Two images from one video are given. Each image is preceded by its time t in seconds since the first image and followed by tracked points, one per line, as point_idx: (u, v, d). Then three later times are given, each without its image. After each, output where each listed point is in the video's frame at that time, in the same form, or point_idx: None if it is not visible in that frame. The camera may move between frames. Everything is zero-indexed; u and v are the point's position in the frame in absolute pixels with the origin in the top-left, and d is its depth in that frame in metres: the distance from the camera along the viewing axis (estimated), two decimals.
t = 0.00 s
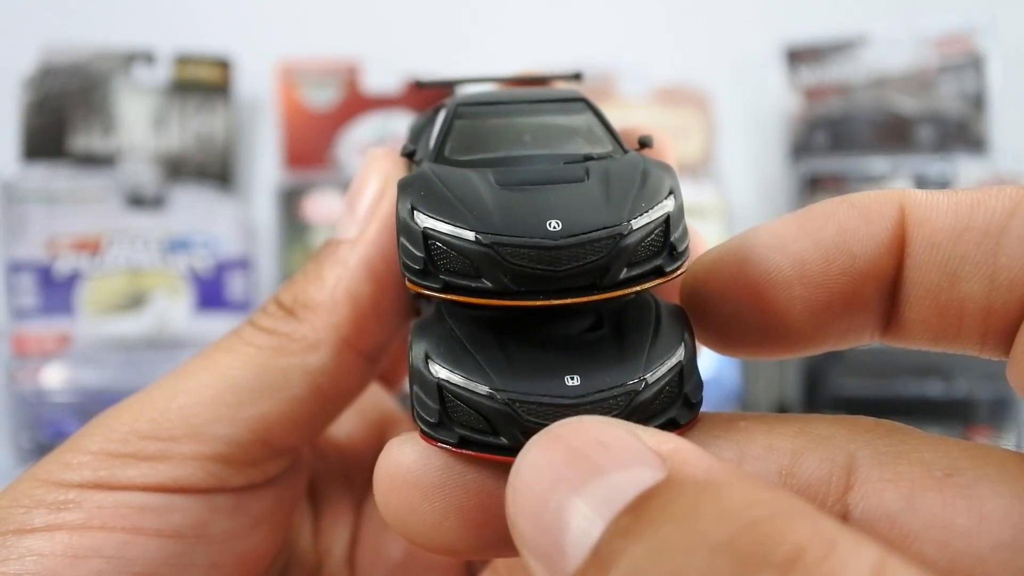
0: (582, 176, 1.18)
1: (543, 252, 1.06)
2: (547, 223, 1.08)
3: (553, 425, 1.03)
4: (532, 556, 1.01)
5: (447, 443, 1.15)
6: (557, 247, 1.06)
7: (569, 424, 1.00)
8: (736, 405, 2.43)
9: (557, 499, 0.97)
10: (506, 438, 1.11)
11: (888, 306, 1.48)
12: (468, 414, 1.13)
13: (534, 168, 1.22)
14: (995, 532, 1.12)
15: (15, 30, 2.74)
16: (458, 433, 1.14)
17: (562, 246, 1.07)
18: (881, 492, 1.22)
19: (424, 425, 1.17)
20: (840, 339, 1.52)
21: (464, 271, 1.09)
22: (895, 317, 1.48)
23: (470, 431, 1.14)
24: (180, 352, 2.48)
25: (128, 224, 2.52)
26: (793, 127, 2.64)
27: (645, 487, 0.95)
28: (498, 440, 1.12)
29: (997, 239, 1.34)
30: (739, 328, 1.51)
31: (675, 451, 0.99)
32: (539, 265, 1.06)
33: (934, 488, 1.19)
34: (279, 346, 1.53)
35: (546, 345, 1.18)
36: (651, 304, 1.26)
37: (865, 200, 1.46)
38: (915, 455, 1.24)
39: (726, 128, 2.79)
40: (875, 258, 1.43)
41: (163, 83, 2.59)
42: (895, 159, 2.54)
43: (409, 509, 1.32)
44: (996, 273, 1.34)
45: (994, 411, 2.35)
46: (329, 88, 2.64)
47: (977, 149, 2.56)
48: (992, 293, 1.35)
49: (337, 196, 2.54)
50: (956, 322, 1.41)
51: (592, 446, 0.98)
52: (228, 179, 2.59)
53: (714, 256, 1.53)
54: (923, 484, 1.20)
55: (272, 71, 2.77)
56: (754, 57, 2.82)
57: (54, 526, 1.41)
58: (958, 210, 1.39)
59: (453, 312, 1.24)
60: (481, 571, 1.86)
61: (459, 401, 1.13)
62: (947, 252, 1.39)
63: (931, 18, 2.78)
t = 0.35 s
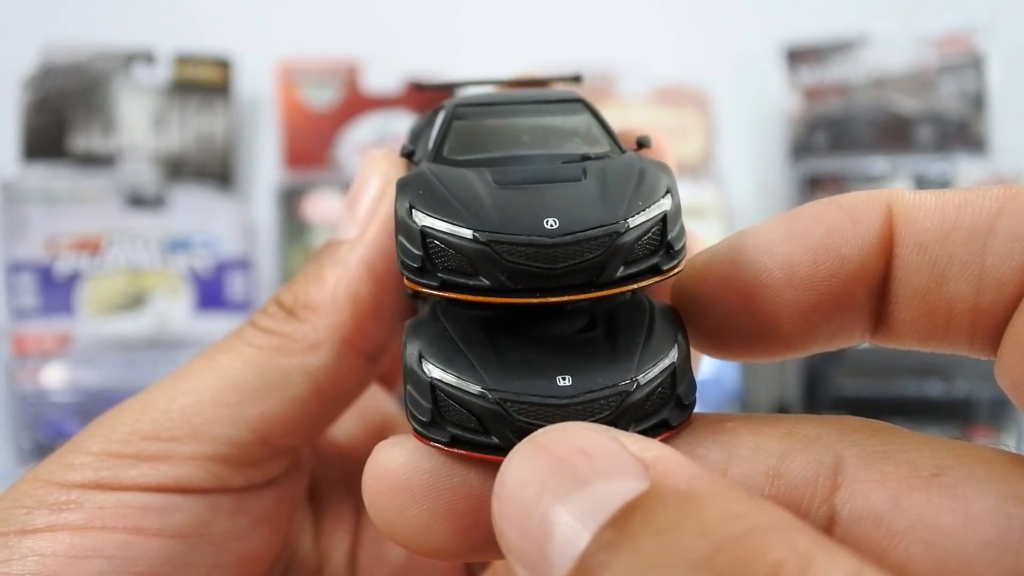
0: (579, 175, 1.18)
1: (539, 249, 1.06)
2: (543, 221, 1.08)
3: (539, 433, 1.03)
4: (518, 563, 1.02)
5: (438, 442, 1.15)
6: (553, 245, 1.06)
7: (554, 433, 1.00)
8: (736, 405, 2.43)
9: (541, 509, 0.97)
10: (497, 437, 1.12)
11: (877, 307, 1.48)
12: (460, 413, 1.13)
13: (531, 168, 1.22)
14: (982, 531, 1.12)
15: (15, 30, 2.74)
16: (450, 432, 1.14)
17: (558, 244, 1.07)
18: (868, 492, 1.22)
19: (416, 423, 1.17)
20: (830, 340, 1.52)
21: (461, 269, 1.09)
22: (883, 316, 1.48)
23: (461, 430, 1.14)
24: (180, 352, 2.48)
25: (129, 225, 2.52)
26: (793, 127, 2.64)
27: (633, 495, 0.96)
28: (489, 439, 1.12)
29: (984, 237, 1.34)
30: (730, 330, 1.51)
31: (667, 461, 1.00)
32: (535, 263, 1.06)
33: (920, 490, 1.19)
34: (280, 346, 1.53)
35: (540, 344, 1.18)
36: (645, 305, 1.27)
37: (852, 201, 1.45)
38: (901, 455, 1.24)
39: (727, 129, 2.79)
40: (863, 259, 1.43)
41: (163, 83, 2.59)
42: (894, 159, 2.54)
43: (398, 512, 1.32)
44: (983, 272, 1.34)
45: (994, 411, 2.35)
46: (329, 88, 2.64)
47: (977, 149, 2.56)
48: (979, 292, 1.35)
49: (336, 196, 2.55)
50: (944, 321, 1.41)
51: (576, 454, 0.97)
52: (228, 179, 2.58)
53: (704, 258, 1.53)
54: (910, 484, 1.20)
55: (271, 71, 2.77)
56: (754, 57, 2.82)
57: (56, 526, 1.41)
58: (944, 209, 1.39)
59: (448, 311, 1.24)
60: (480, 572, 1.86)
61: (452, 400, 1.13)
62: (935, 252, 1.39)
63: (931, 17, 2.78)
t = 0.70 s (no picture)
0: (570, 166, 1.18)
1: (529, 238, 1.07)
2: (533, 210, 1.08)
3: (530, 426, 1.04)
4: (511, 557, 1.03)
5: (431, 436, 1.14)
6: (543, 234, 1.06)
7: (546, 427, 1.00)
8: (736, 404, 2.44)
9: (535, 507, 0.98)
10: (489, 430, 1.11)
11: (885, 322, 1.48)
12: (452, 406, 1.13)
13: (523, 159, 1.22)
14: (989, 537, 1.12)
15: (15, 31, 2.74)
16: (442, 425, 1.14)
17: (548, 232, 1.07)
18: (874, 504, 1.21)
19: (409, 418, 1.16)
20: (840, 357, 1.52)
21: (452, 259, 1.09)
22: (891, 332, 1.48)
23: (453, 424, 1.13)
24: (180, 351, 2.48)
25: (128, 224, 2.52)
26: (793, 127, 2.64)
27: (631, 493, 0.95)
28: (481, 432, 1.12)
29: (988, 250, 1.34)
30: (742, 347, 1.52)
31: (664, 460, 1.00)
32: (526, 252, 1.07)
33: (925, 500, 1.18)
34: (278, 342, 1.53)
35: (531, 337, 1.17)
36: (637, 299, 1.26)
37: (859, 217, 1.46)
38: (904, 466, 1.23)
39: (727, 130, 2.80)
40: (872, 274, 1.44)
41: (162, 83, 2.59)
42: (894, 159, 2.55)
43: (403, 557, 1.29)
44: (988, 283, 1.34)
45: (994, 411, 2.34)
46: (329, 88, 2.64)
47: (977, 149, 2.56)
48: (985, 304, 1.35)
49: (337, 196, 2.55)
50: (951, 334, 1.41)
51: (569, 452, 0.98)
52: (228, 179, 2.59)
53: (712, 276, 1.53)
54: (915, 494, 1.19)
55: (271, 71, 2.77)
56: (754, 58, 2.82)
57: (56, 522, 1.41)
58: (948, 224, 1.39)
59: (441, 306, 1.24)
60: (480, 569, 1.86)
61: (444, 394, 1.13)
62: (940, 265, 1.39)
63: (931, 17, 2.77)
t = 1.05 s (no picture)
0: (574, 172, 1.18)
1: (533, 244, 1.06)
2: (537, 217, 1.08)
3: (532, 428, 1.03)
4: (513, 559, 1.02)
5: (434, 439, 1.14)
6: (546, 240, 1.06)
7: (547, 428, 1.00)
8: (736, 405, 2.44)
9: (538, 507, 0.98)
10: (491, 433, 1.11)
11: (880, 330, 1.49)
12: (455, 409, 1.13)
13: (526, 166, 1.22)
14: (992, 544, 1.12)
15: (14, 30, 2.74)
16: (444, 428, 1.13)
17: (551, 239, 1.06)
18: (878, 514, 1.20)
19: (411, 421, 1.16)
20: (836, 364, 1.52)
21: (456, 265, 1.09)
22: (887, 341, 1.49)
23: (456, 426, 1.13)
24: (180, 351, 2.49)
25: (128, 224, 2.52)
26: (793, 127, 2.64)
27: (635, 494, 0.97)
28: (483, 435, 1.11)
29: (983, 260, 1.34)
30: (738, 352, 1.53)
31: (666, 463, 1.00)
32: (529, 258, 1.06)
33: (929, 509, 1.18)
34: (281, 346, 1.53)
35: (533, 341, 1.18)
36: (638, 303, 1.26)
37: (855, 227, 1.47)
38: (907, 476, 1.23)
39: (727, 130, 2.79)
40: (866, 282, 1.44)
41: (162, 83, 2.59)
42: (894, 159, 2.55)
43: None
44: (984, 292, 1.34)
45: (995, 410, 2.33)
46: (329, 88, 2.64)
47: (977, 149, 2.56)
48: (979, 313, 1.35)
49: (337, 196, 2.55)
50: (946, 343, 1.41)
51: (571, 452, 0.98)
52: (228, 179, 2.59)
53: (710, 281, 1.54)
54: (919, 504, 1.19)
55: (271, 72, 2.77)
56: (755, 58, 2.82)
57: (58, 525, 1.41)
58: (944, 234, 1.40)
59: (444, 311, 1.24)
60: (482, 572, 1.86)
61: (446, 397, 1.13)
62: (936, 275, 1.39)
63: (931, 17, 2.77)
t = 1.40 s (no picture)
0: (579, 181, 1.19)
1: (539, 253, 1.07)
2: (543, 225, 1.09)
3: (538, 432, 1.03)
4: (518, 561, 1.03)
5: (438, 443, 1.14)
6: (552, 249, 1.07)
7: (552, 432, 1.00)
8: (737, 405, 2.44)
9: (543, 510, 0.98)
10: (496, 437, 1.12)
11: (884, 335, 1.49)
12: (460, 414, 1.13)
13: (532, 174, 1.22)
14: (999, 549, 1.13)
15: (14, 30, 2.73)
16: (450, 432, 1.14)
17: (557, 248, 1.07)
18: (888, 518, 1.21)
19: (417, 425, 1.17)
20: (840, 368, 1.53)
21: (462, 273, 1.10)
22: (891, 346, 1.49)
23: (461, 430, 1.13)
24: (181, 353, 2.48)
25: (128, 224, 2.52)
26: (793, 127, 2.65)
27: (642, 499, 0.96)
28: (488, 439, 1.12)
29: (986, 267, 1.35)
30: (741, 356, 1.53)
31: (672, 467, 1.00)
32: (535, 266, 1.07)
33: (937, 512, 1.19)
34: (285, 350, 1.53)
35: (538, 346, 1.18)
36: (642, 308, 1.26)
37: (859, 232, 1.47)
38: (915, 480, 1.24)
39: (727, 130, 2.79)
40: (870, 288, 1.45)
41: (162, 83, 2.59)
42: (894, 159, 2.55)
43: None
44: (987, 299, 1.35)
45: (995, 410, 2.33)
46: (329, 88, 2.63)
47: (977, 149, 2.56)
48: (983, 319, 1.35)
49: (338, 197, 2.55)
50: (950, 350, 1.41)
51: (575, 455, 0.98)
52: (228, 178, 2.59)
53: (715, 285, 1.54)
54: (927, 508, 1.20)
55: (271, 72, 2.76)
56: (755, 58, 2.82)
57: (63, 526, 1.41)
58: (948, 241, 1.40)
59: (449, 315, 1.24)
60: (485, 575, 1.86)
61: (452, 401, 1.13)
62: (940, 282, 1.40)
63: (931, 17, 2.77)
